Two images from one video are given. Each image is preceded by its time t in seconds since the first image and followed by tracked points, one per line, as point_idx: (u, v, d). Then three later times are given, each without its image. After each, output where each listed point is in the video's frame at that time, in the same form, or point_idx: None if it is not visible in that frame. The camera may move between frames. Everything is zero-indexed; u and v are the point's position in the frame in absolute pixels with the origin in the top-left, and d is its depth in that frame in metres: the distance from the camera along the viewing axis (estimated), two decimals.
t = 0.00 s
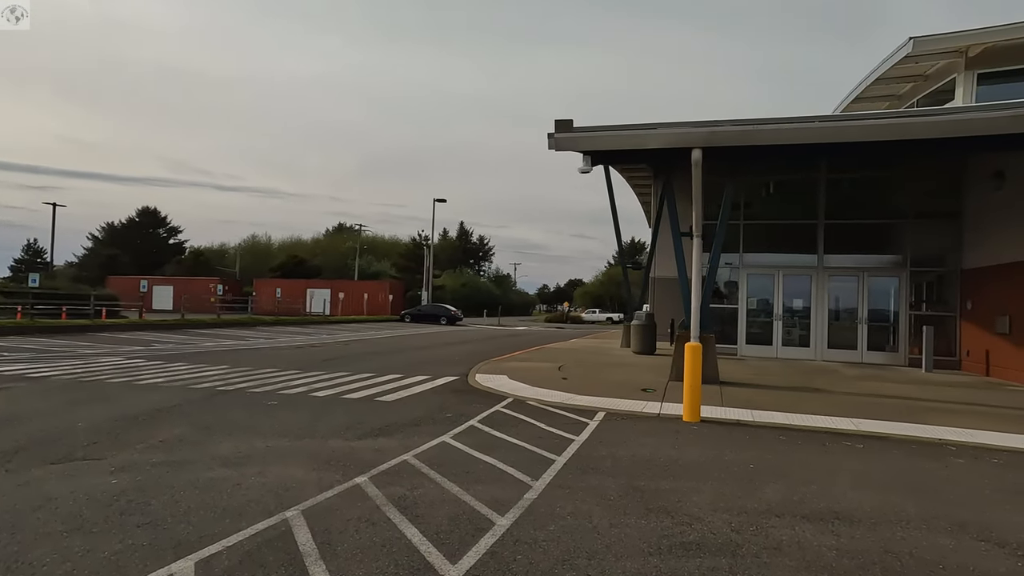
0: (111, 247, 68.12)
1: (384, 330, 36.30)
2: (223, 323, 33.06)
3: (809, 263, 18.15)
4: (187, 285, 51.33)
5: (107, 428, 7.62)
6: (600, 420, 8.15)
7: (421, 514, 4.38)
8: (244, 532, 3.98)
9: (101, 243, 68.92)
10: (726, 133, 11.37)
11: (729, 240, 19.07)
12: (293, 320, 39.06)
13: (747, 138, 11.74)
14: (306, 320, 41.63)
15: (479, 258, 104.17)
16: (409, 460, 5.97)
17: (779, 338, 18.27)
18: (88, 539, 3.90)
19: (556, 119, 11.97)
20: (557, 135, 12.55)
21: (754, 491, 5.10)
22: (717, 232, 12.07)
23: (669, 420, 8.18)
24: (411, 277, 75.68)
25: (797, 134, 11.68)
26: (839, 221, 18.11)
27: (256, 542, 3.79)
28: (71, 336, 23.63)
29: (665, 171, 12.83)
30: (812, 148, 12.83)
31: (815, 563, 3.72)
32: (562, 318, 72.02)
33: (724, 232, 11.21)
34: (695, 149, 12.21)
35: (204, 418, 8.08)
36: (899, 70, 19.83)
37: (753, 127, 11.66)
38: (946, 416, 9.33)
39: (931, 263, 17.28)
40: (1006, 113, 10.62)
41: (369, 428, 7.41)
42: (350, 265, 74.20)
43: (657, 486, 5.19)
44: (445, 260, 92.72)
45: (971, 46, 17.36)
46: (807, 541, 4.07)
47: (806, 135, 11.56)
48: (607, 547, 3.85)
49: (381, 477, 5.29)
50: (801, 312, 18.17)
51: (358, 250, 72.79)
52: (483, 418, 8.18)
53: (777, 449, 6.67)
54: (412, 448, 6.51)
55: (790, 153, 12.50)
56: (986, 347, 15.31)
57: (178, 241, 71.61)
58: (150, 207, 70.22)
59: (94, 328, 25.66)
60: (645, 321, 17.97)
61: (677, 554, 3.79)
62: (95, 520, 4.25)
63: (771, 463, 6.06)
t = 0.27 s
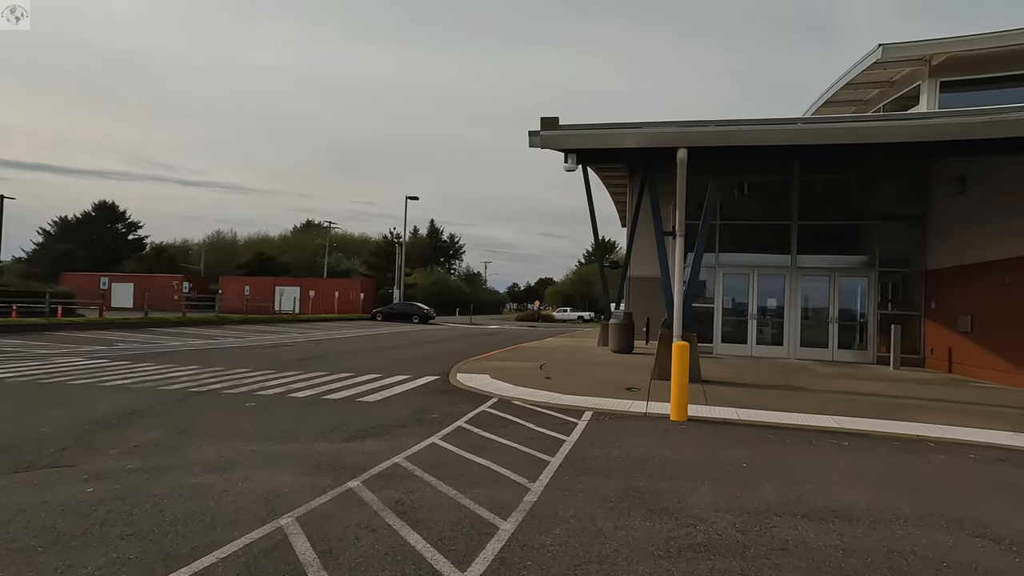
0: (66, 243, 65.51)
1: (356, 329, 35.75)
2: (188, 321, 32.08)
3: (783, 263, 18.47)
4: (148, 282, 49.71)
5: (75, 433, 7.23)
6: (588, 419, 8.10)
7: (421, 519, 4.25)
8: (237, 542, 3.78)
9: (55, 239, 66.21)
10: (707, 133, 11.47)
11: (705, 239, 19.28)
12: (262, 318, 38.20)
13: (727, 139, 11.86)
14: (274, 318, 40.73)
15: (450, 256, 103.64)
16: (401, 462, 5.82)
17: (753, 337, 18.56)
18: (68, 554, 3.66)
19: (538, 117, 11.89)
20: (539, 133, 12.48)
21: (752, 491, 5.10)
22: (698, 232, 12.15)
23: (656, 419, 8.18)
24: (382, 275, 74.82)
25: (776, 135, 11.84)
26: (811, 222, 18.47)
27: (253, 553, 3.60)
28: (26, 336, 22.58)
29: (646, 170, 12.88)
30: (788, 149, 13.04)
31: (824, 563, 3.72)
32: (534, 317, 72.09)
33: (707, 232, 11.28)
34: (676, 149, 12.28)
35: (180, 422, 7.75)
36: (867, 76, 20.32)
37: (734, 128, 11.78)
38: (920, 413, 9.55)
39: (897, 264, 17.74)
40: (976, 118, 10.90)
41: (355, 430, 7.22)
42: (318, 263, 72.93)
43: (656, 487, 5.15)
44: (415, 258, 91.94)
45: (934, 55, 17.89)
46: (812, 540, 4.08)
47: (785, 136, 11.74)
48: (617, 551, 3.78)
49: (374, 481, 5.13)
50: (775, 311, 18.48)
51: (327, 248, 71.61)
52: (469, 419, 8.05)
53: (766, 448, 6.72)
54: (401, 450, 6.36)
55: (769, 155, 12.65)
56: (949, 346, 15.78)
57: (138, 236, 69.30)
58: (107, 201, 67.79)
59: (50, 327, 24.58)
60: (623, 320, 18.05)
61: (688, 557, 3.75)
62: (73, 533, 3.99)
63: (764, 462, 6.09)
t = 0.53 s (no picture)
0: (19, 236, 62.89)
1: (328, 326, 35.18)
2: (153, 318, 31.12)
3: (758, 262, 18.75)
4: (110, 278, 48.09)
5: (43, 438, 6.89)
6: (576, 419, 8.06)
7: (421, 525, 4.13)
8: (230, 556, 3.61)
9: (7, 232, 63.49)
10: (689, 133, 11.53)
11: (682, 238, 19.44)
12: (230, 315, 37.27)
13: (709, 139, 11.95)
14: (243, 315, 39.81)
15: (422, 252, 102.92)
16: (392, 465, 5.68)
17: (729, 335, 18.80)
18: (48, 570, 3.44)
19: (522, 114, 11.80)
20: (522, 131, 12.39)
21: (748, 491, 5.11)
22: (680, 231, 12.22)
23: (643, 418, 8.19)
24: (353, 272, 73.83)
25: (757, 136, 11.97)
26: (785, 222, 18.78)
27: (249, 566, 3.44)
28: None
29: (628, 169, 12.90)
30: (767, 150, 13.20)
31: (829, 565, 3.72)
32: (507, 314, 72.03)
33: (690, 231, 11.28)
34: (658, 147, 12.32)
35: (155, 425, 7.47)
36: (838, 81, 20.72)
37: (715, 128, 11.88)
38: (896, 410, 9.77)
39: (866, 264, 18.14)
40: (947, 123, 11.17)
41: (341, 431, 7.05)
42: (288, 258, 71.59)
43: (653, 488, 5.13)
44: (387, 254, 91.00)
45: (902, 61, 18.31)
46: (814, 541, 4.09)
47: (765, 137, 11.87)
48: (624, 557, 3.72)
49: (367, 486, 4.99)
50: (750, 310, 18.75)
51: (297, 243, 70.33)
52: (456, 419, 7.93)
53: (755, 446, 6.77)
54: (391, 452, 6.22)
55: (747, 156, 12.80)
56: (916, 343, 16.11)
57: (97, 230, 66.95)
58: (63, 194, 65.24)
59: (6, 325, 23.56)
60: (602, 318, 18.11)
61: (696, 561, 3.71)
62: (50, 547, 3.76)
63: (755, 461, 6.13)
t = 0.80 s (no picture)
0: None
1: (298, 323, 34.45)
2: (113, 315, 29.97)
3: (733, 260, 18.96)
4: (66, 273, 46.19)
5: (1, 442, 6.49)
6: (562, 417, 7.97)
7: (417, 529, 3.98)
8: (217, 566, 3.41)
9: None
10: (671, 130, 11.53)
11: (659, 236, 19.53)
12: (195, 312, 36.22)
13: (689, 136, 11.98)
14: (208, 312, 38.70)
15: (393, 249, 101.75)
16: (380, 467, 5.49)
17: (704, 331, 18.99)
18: None
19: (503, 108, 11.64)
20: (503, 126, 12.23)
21: (742, 489, 5.08)
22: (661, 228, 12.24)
23: (629, 416, 8.15)
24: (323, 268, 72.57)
25: (737, 134, 12.04)
26: (759, 220, 19.03)
27: None
28: None
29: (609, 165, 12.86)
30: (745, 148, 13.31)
31: (833, 563, 3.69)
32: (479, 311, 71.84)
33: (672, 228, 11.24)
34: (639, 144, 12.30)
35: (123, 427, 7.11)
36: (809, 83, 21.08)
37: (696, 125, 11.91)
38: (871, 404, 9.97)
39: (836, 263, 18.52)
40: (920, 124, 11.42)
41: (323, 432, 6.83)
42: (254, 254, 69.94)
43: (648, 487, 5.06)
44: (357, 250, 89.74)
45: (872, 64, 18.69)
46: (814, 538, 4.06)
47: (745, 135, 11.96)
48: (630, 559, 3.63)
49: (355, 489, 4.80)
50: (725, 307, 18.96)
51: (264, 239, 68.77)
52: (441, 418, 7.76)
53: (743, 443, 6.78)
54: (377, 452, 6.04)
55: (726, 154, 12.88)
56: (883, 339, 16.42)
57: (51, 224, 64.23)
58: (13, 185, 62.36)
59: None
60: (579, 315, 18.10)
61: (702, 561, 3.64)
62: (17, 561, 3.49)
63: (746, 458, 6.12)
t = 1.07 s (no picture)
0: None
1: (267, 321, 33.67)
2: (71, 313, 28.78)
3: (710, 258, 19.13)
4: (19, 268, 44.21)
5: None
6: (548, 418, 7.86)
7: (412, 540, 3.79)
8: None
9: None
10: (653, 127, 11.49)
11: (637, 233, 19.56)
12: (154, 310, 34.94)
13: (671, 134, 11.96)
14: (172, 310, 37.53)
15: (362, 246, 100.49)
16: (366, 472, 5.28)
17: (680, 329, 19.12)
18: None
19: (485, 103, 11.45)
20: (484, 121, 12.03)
21: (738, 490, 5.03)
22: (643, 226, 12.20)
23: (615, 416, 8.08)
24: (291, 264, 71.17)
25: (717, 132, 12.06)
26: (735, 219, 19.22)
27: None
28: None
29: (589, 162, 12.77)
30: (724, 147, 13.38)
31: (839, 568, 3.64)
32: (451, 308, 71.46)
33: (654, 227, 11.18)
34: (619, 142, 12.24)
35: (87, 433, 6.72)
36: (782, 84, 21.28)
37: (678, 123, 11.91)
38: (848, 401, 10.11)
39: (808, 261, 18.82)
40: (895, 126, 11.63)
41: (303, 436, 6.58)
42: (220, 250, 68.16)
43: (644, 491, 4.97)
44: (327, 247, 88.28)
45: (843, 67, 18.99)
46: (816, 542, 4.01)
47: (725, 133, 11.99)
48: (637, 568, 3.51)
49: (343, 497, 4.59)
50: (701, 305, 19.12)
51: (230, 235, 67.08)
52: (424, 419, 7.56)
53: (732, 443, 6.76)
54: (362, 457, 5.82)
55: (706, 153, 12.92)
56: (855, 337, 16.72)
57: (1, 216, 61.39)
58: None
59: None
60: (557, 313, 18.04)
61: (709, 569, 3.55)
62: None
63: (737, 458, 6.09)
